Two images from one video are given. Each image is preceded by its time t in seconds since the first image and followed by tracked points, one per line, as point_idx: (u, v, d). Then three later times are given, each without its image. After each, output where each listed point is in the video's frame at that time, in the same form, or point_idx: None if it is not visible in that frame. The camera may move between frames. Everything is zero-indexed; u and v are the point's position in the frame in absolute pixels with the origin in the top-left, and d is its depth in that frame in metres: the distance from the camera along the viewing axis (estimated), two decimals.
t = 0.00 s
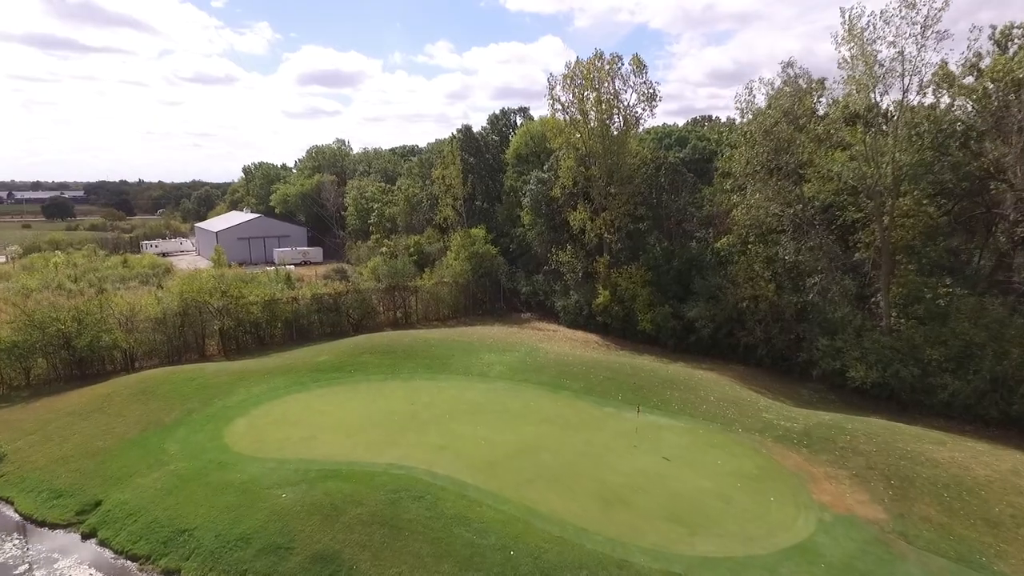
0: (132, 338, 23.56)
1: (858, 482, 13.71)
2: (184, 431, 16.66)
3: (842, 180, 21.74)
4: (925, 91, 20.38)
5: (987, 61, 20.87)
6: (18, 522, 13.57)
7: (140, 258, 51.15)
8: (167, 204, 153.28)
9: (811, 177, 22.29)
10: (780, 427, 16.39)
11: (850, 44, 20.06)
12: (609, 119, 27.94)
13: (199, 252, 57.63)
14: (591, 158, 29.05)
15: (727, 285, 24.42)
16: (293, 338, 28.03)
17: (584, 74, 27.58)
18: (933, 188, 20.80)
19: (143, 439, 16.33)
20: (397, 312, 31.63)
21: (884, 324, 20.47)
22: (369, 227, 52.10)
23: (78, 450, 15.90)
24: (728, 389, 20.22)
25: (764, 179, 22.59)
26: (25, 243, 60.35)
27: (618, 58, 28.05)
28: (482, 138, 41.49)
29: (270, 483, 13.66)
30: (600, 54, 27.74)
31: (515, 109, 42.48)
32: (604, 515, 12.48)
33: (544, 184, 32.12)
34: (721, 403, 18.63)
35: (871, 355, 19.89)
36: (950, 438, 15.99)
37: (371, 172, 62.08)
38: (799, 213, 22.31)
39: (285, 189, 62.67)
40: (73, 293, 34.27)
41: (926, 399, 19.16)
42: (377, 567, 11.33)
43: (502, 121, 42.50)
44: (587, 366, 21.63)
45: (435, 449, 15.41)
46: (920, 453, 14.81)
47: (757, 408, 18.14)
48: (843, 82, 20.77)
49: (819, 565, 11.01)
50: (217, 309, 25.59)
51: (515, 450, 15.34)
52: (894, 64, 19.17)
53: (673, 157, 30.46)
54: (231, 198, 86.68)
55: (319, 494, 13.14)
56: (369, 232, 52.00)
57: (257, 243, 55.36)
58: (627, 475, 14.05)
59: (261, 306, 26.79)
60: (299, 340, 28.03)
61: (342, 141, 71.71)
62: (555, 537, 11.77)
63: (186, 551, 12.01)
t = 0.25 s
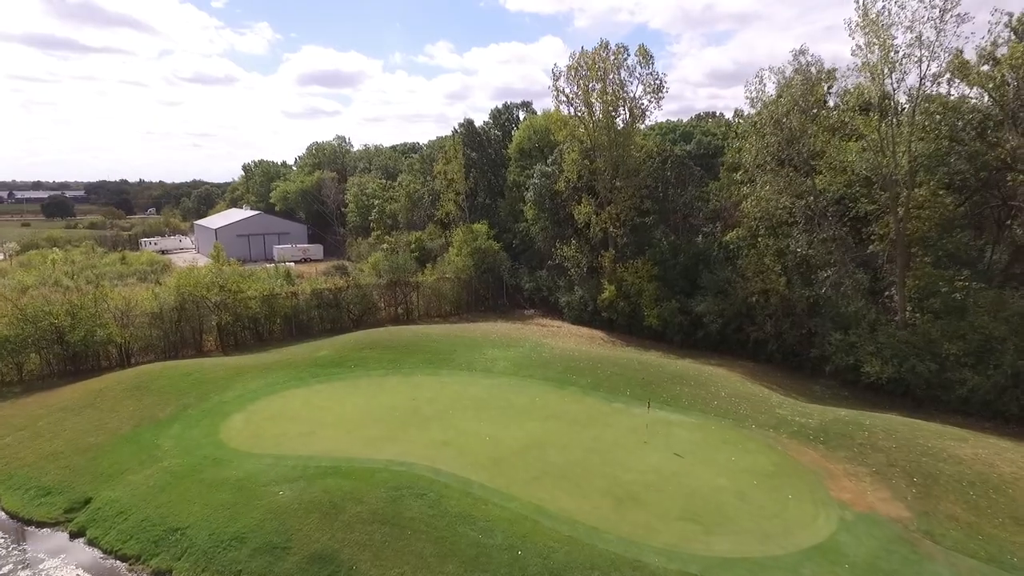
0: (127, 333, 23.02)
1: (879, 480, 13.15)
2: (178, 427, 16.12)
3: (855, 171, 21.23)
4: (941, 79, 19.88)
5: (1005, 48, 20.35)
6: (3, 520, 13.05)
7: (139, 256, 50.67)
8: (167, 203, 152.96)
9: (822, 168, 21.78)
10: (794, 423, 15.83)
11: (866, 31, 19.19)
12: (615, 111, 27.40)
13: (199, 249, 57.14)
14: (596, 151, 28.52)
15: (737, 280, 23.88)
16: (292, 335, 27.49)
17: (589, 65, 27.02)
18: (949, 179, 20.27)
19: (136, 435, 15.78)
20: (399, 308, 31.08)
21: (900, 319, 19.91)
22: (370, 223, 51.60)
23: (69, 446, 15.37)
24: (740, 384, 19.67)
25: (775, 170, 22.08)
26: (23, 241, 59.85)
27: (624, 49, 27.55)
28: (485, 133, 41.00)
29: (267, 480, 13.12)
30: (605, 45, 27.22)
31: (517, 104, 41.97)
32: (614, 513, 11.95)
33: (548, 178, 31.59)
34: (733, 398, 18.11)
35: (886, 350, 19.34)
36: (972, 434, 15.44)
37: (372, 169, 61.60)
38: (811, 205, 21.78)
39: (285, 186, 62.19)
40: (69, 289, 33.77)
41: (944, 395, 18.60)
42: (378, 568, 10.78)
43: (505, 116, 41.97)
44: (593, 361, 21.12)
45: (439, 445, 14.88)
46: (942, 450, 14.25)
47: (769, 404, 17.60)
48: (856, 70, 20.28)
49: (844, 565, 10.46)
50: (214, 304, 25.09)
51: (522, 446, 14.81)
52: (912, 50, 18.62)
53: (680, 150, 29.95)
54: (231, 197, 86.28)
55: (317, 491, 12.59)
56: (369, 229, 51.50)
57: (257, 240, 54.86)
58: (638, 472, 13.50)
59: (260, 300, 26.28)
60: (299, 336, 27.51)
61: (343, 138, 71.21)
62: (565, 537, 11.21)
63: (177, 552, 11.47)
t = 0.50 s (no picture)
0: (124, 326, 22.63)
1: (897, 472, 12.73)
2: (174, 419, 15.72)
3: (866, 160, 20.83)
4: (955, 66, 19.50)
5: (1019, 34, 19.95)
6: None
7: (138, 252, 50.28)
8: (167, 201, 152.64)
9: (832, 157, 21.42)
10: (807, 414, 15.42)
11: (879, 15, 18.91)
12: (621, 102, 27.00)
13: (199, 246, 56.76)
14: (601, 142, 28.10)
15: (744, 272, 23.48)
16: (292, 328, 27.11)
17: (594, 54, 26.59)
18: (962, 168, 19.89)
19: (130, 427, 15.38)
20: (400, 302, 30.70)
21: (913, 310, 19.51)
22: (370, 219, 51.21)
23: (62, 438, 14.97)
24: (749, 377, 19.25)
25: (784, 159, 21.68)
26: (22, 238, 59.47)
27: (629, 39, 27.11)
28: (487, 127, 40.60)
29: (265, 472, 12.72)
30: (610, 34, 26.77)
31: (520, 98, 41.56)
32: (624, 505, 11.54)
33: (551, 170, 31.20)
34: (742, 390, 17.70)
35: (898, 341, 18.96)
36: (990, 426, 15.02)
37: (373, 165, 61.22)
38: (821, 195, 21.37)
39: (286, 182, 61.83)
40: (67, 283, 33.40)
41: (959, 387, 18.18)
42: (380, 560, 10.38)
43: (507, 110, 41.57)
44: (599, 354, 20.72)
45: (442, 437, 14.47)
46: (961, 441, 13.84)
47: (780, 396, 17.20)
48: (867, 56, 19.90)
49: (865, 558, 10.05)
50: (213, 297, 24.70)
51: (527, 438, 14.40)
52: (926, 34, 18.22)
53: (685, 142, 29.56)
54: (232, 194, 85.92)
55: (316, 483, 12.18)
56: (370, 224, 51.11)
57: (257, 236, 54.48)
58: (648, 464, 13.08)
59: (260, 294, 25.87)
60: (299, 330, 27.12)
61: (343, 135, 70.82)
62: (574, 529, 10.80)
63: (171, 545, 11.07)
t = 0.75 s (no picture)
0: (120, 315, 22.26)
1: (911, 457, 12.40)
2: (169, 406, 15.37)
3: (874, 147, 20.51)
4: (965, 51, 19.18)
5: None
6: None
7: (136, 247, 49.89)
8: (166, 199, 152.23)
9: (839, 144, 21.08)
10: (817, 401, 15.08)
11: None
12: (624, 90, 26.63)
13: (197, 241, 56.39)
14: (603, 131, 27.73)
15: (750, 261, 23.14)
16: (291, 320, 26.75)
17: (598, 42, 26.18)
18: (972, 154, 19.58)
19: (124, 414, 15.03)
20: (400, 294, 30.35)
21: (922, 298, 19.19)
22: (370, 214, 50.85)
23: (54, 425, 14.63)
24: (756, 365, 18.91)
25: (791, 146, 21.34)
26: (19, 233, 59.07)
27: (633, 26, 26.72)
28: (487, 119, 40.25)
29: (262, 457, 12.37)
30: (613, 21, 26.36)
31: (520, 90, 41.21)
32: (633, 490, 11.20)
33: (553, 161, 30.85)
34: (749, 378, 17.36)
35: (908, 329, 18.60)
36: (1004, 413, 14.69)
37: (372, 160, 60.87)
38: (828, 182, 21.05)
39: (285, 178, 61.46)
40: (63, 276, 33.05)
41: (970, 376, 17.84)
42: (380, 546, 10.04)
43: (508, 102, 41.19)
44: (603, 343, 20.39)
45: (444, 423, 14.13)
46: (976, 427, 13.51)
47: (788, 383, 16.86)
48: (877, 40, 19.54)
49: (883, 543, 9.72)
50: (210, 287, 24.35)
51: (532, 424, 14.05)
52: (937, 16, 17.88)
53: (688, 132, 29.25)
54: (231, 191, 85.53)
55: (315, 468, 11.84)
56: (370, 219, 50.75)
57: (256, 231, 54.12)
58: (656, 450, 12.74)
59: (258, 284, 25.50)
60: (298, 321, 26.77)
61: (343, 130, 70.47)
62: (581, 514, 10.46)
63: (165, 531, 10.72)
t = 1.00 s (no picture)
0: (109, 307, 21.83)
1: (925, 443, 12.03)
2: (159, 396, 14.91)
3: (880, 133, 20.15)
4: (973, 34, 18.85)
5: None
6: None
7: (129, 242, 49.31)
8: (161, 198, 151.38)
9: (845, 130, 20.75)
10: (826, 388, 14.72)
11: None
12: (624, 78, 26.23)
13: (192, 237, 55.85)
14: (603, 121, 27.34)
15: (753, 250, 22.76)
16: (286, 312, 26.30)
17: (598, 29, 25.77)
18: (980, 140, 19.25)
19: (113, 403, 14.58)
20: (397, 287, 29.92)
21: (929, 286, 18.84)
22: (366, 209, 50.36)
23: (39, 415, 14.16)
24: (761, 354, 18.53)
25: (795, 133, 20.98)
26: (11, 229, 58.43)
27: (634, 13, 26.31)
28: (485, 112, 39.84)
29: (254, 445, 11.93)
30: (614, 9, 25.95)
31: (519, 82, 40.78)
32: (640, 477, 10.80)
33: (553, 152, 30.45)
34: (755, 366, 16.99)
35: (915, 317, 18.23)
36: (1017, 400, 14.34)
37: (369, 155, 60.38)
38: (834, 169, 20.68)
39: (280, 173, 60.93)
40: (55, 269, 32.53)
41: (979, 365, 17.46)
42: (377, 534, 9.62)
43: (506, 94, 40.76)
44: (604, 332, 20.00)
45: (443, 411, 13.70)
46: (989, 413, 13.15)
47: (795, 372, 16.48)
48: (884, 23, 19.18)
49: (901, 529, 9.34)
50: (203, 278, 23.87)
51: (533, 412, 13.64)
52: None
53: (689, 122, 28.90)
54: (226, 188, 84.91)
55: (310, 456, 11.41)
56: (366, 214, 50.26)
57: (251, 227, 53.60)
58: (662, 437, 12.35)
59: (252, 276, 25.01)
60: (293, 313, 26.31)
61: (339, 126, 69.94)
62: (586, 500, 10.06)
63: (152, 520, 10.28)
